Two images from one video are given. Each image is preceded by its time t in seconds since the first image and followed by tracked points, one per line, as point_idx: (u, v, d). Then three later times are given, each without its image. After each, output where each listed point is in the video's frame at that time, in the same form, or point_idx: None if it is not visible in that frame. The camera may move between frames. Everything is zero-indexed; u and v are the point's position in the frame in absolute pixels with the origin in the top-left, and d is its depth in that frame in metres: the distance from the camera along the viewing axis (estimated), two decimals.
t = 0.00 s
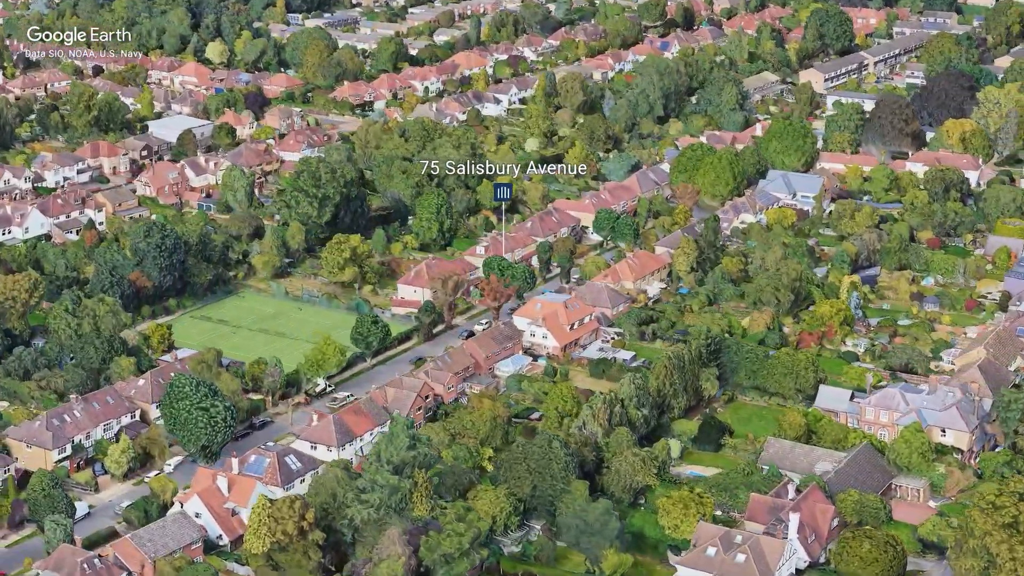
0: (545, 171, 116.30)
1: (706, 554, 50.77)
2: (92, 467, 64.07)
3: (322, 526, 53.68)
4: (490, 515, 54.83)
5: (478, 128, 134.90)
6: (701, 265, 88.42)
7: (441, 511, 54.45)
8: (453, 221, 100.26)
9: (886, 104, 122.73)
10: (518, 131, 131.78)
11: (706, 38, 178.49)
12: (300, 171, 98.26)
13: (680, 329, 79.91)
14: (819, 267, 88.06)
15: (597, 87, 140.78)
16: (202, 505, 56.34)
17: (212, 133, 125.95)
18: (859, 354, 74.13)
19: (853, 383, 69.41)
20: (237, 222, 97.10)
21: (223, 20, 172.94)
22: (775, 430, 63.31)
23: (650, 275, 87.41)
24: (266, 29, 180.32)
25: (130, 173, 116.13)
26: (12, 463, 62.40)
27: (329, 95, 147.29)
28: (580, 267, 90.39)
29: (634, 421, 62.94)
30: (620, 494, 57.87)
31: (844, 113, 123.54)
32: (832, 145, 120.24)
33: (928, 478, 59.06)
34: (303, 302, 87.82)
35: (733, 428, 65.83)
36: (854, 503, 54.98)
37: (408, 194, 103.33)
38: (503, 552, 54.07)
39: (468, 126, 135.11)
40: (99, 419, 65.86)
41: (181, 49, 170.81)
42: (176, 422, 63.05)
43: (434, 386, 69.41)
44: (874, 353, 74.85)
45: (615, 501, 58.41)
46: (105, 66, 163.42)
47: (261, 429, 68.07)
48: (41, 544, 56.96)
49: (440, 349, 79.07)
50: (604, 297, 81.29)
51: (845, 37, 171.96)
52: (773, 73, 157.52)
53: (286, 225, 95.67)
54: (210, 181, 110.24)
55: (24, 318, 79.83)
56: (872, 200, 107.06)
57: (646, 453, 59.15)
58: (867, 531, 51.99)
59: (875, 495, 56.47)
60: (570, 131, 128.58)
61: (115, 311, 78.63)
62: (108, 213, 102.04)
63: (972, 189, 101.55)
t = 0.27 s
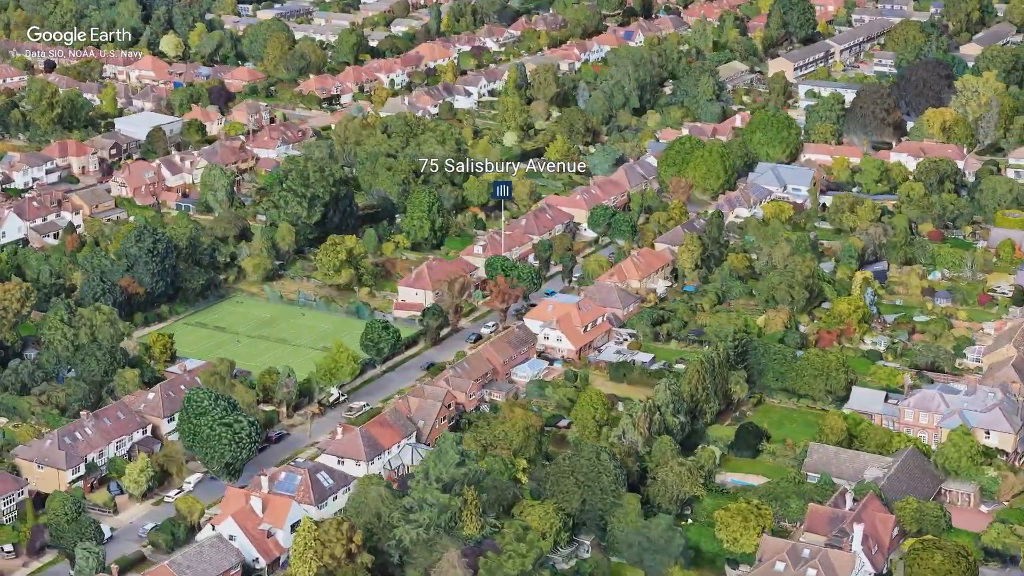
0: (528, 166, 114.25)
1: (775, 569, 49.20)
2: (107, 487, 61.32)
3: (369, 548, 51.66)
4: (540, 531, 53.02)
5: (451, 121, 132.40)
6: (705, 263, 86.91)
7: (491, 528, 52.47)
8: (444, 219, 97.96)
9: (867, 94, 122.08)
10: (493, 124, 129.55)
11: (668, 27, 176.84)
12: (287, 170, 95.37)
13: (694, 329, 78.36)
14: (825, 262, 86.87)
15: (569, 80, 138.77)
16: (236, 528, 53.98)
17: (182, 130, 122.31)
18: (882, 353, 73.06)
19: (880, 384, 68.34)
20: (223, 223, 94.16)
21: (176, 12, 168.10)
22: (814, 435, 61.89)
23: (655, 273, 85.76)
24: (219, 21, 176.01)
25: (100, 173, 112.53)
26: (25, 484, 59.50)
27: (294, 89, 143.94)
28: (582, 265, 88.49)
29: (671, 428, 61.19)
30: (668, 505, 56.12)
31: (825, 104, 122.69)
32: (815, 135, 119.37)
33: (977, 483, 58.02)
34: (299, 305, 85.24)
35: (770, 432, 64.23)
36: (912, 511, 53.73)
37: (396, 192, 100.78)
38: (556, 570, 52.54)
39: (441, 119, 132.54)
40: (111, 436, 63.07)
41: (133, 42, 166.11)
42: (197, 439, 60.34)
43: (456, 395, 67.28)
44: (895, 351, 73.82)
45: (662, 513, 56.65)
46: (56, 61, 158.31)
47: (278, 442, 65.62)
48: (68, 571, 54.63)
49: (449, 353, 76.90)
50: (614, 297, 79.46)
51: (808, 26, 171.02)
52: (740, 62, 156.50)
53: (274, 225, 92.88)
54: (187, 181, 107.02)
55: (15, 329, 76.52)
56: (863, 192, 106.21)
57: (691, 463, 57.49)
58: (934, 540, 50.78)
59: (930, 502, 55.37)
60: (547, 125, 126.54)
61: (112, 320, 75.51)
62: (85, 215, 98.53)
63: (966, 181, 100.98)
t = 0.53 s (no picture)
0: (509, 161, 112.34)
1: None
2: (127, 509, 58.65)
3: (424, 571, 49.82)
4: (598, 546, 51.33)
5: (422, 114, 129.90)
6: (709, 259, 85.57)
7: (548, 546, 50.70)
8: (435, 217, 95.71)
9: (845, 83, 121.51)
10: (465, 117, 127.32)
11: (627, 15, 175.06)
12: (274, 169, 92.52)
13: (708, 328, 76.95)
14: (831, 256, 85.87)
15: (539, 71, 136.76)
16: (279, 551, 51.84)
17: (149, 127, 119.05)
18: (904, 350, 72.14)
19: (910, 383, 67.37)
20: (208, 224, 91.24)
21: (124, 3, 163.23)
22: (854, 439, 60.73)
23: (660, 271, 84.29)
24: (168, 13, 171.36)
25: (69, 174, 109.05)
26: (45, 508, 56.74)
27: (256, 83, 140.48)
28: (584, 263, 86.66)
29: (712, 434, 59.66)
30: (720, 515, 54.50)
31: (803, 93, 121.98)
32: (794, 126, 118.55)
33: None
34: (297, 309, 82.72)
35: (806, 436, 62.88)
36: (975, 518, 52.79)
37: (382, 189, 98.32)
38: None
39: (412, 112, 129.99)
40: (129, 455, 60.39)
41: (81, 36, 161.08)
42: (225, 458, 57.82)
43: (481, 403, 65.39)
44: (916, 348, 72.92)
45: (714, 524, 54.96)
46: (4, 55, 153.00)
47: (300, 457, 63.40)
48: None
49: (460, 358, 74.88)
50: (626, 297, 77.84)
51: (767, 14, 170.29)
52: (705, 52, 155.48)
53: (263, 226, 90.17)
54: (161, 181, 104.01)
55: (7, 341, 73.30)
56: (852, 184, 105.52)
57: (740, 471, 56.05)
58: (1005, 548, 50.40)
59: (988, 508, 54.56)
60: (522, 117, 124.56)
61: (111, 330, 72.50)
62: (61, 218, 95.05)
63: (958, 171, 100.56)
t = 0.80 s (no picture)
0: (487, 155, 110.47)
1: None
2: (155, 531, 56.21)
3: None
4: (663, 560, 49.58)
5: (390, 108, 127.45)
6: (711, 255, 84.38)
7: (612, 562, 48.99)
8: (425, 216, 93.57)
9: (820, 72, 121.06)
10: (435, 111, 125.13)
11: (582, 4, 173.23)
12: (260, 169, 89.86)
13: (722, 326, 75.67)
14: (834, 250, 85.11)
15: (505, 64, 134.84)
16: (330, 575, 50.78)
17: (113, 126, 115.89)
18: (925, 346, 71.46)
19: (939, 381, 66.77)
20: (194, 227, 88.44)
21: None
22: (897, 441, 59.81)
23: (664, 268, 82.93)
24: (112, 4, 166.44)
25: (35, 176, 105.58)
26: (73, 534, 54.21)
27: (215, 79, 136.98)
28: (585, 261, 84.99)
29: (756, 438, 58.30)
30: (776, 524, 53.18)
31: (777, 83, 121.41)
32: (771, 116, 117.76)
33: None
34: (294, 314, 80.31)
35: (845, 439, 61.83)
36: None
37: (366, 188, 95.98)
38: None
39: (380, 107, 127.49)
40: (152, 475, 57.88)
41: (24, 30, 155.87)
42: (259, 476, 55.48)
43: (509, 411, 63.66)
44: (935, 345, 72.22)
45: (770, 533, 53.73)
46: None
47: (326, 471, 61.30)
48: None
49: (473, 363, 73.04)
50: (637, 296, 76.38)
51: (723, 2, 169.55)
52: (666, 41, 154.41)
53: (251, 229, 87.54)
54: (135, 181, 100.61)
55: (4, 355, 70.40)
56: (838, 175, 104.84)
57: (794, 479, 54.66)
58: None
59: None
60: (494, 111, 122.62)
61: (113, 342, 69.72)
62: (37, 223, 91.66)
63: (946, 162, 100.26)
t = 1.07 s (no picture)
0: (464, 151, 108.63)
1: None
2: (189, 555, 54.06)
3: None
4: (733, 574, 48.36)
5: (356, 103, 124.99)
6: (712, 251, 83.42)
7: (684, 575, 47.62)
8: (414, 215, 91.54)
9: (792, 61, 120.86)
10: (403, 105, 122.93)
11: None
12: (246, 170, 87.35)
13: (735, 324, 74.68)
14: (835, 244, 84.51)
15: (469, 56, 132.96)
16: None
17: (75, 126, 112.55)
18: (945, 341, 70.99)
19: (967, 375, 66.22)
20: (179, 229, 85.71)
21: None
22: (940, 441, 59.20)
23: (667, 265, 81.83)
24: None
25: None
26: (108, 562, 51.93)
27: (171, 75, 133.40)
28: (586, 258, 83.57)
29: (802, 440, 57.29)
30: (836, 530, 52.06)
31: (750, 73, 121.07)
32: (745, 106, 117.12)
33: None
34: (293, 319, 78.03)
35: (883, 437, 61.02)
36: None
37: (350, 187, 93.74)
38: None
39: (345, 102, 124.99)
40: (183, 495, 55.61)
41: None
42: (302, 493, 53.37)
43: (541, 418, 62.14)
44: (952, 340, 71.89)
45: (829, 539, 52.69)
46: None
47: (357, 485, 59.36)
48: None
49: (488, 367, 71.37)
50: (648, 295, 75.12)
51: None
52: (624, 31, 153.27)
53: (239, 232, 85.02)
54: (107, 184, 97.89)
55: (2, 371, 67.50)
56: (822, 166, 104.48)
57: (850, 483, 53.61)
58: None
59: None
60: (464, 105, 120.70)
61: (119, 354, 67.09)
62: (12, 230, 88.39)
63: (931, 151, 100.32)
